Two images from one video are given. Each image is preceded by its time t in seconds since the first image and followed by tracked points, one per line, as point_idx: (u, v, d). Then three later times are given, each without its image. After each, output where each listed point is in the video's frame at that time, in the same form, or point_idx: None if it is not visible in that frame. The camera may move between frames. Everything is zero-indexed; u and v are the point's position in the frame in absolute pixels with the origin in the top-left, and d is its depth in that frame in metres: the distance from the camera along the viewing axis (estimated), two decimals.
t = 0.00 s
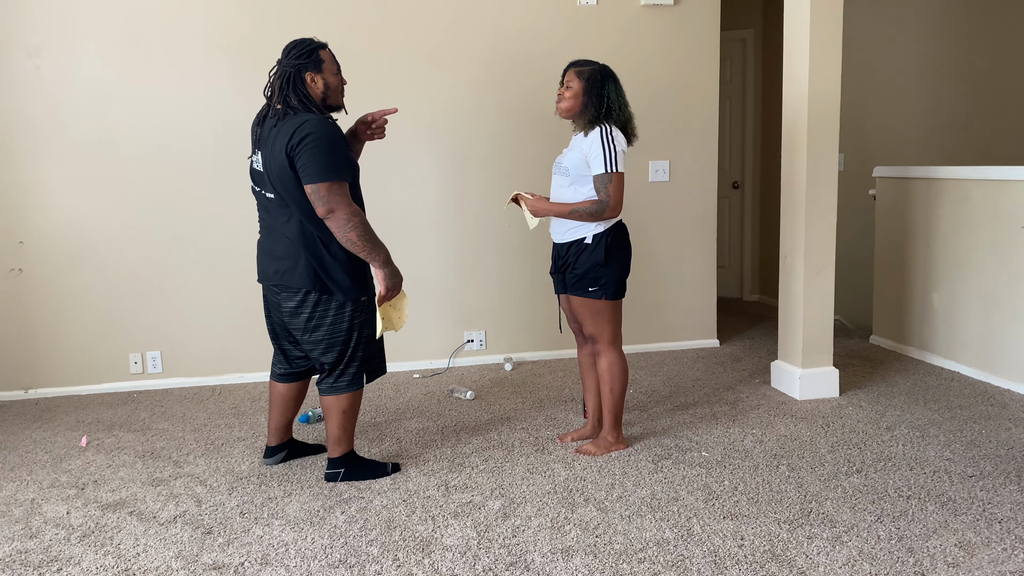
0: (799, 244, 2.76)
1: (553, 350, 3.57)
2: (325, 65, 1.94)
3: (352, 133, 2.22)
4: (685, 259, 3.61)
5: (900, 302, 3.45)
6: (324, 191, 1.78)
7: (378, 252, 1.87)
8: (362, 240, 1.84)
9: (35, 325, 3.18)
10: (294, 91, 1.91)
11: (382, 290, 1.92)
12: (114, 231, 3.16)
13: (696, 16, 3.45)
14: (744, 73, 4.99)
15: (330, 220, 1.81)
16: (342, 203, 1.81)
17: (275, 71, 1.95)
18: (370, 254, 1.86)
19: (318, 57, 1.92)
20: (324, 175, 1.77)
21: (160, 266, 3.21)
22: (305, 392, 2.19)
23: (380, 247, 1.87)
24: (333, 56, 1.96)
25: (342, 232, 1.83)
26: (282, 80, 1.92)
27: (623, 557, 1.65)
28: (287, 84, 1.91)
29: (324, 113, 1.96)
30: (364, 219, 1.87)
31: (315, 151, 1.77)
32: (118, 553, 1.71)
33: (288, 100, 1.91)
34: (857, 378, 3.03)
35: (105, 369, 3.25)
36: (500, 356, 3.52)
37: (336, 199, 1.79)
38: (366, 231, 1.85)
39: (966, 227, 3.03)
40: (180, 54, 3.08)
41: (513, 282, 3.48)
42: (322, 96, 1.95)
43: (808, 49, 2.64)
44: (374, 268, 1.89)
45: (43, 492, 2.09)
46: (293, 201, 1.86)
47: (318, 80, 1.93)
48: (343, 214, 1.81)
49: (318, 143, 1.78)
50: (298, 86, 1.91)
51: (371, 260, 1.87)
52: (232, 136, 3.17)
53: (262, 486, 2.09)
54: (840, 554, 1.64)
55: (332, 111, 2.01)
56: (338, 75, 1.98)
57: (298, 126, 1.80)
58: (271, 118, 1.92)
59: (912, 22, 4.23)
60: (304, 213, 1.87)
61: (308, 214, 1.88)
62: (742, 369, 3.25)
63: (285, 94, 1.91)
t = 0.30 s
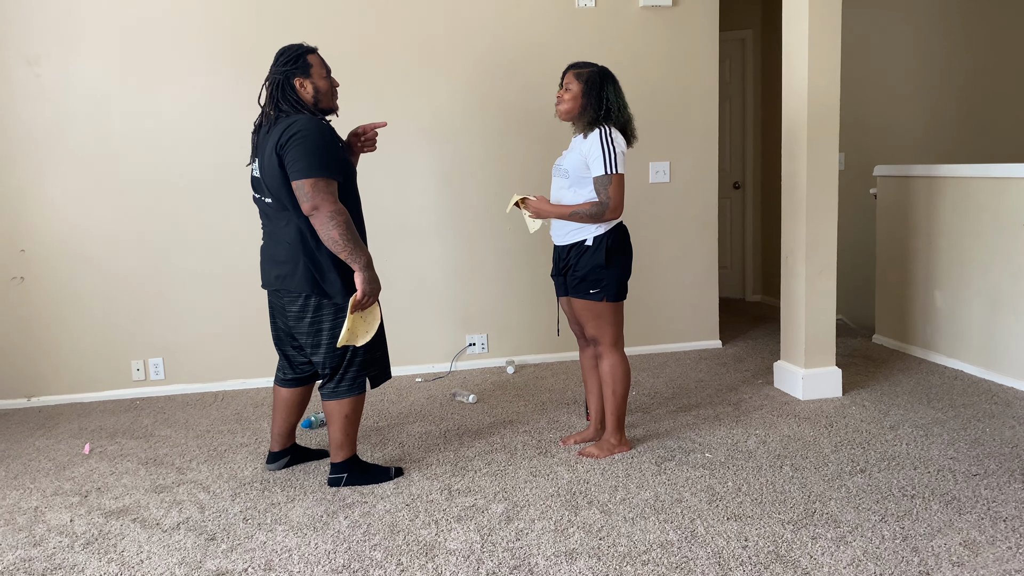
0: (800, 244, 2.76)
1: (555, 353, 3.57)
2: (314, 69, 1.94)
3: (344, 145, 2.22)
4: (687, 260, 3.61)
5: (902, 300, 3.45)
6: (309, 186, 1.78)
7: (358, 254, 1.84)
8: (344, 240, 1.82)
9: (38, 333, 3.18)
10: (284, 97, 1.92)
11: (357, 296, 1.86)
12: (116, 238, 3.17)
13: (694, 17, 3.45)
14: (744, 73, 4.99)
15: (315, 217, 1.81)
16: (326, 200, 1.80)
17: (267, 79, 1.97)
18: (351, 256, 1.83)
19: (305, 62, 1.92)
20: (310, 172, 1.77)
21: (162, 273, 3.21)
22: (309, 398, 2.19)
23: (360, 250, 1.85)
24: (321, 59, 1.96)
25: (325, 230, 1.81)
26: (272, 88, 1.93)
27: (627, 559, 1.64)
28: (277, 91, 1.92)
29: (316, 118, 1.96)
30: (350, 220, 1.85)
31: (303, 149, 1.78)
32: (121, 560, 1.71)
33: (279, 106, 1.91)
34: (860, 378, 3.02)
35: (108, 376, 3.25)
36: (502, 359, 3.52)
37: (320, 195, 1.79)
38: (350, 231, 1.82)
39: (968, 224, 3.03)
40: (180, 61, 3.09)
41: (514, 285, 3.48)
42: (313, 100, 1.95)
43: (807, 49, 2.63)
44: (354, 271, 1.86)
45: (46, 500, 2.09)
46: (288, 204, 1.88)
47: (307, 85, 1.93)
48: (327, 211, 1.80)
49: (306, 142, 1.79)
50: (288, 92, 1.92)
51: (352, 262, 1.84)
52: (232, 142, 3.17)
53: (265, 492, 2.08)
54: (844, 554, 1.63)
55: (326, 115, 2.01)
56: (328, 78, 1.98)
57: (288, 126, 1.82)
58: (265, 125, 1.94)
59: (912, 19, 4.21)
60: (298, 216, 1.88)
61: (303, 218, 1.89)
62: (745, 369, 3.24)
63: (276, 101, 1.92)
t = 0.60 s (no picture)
0: (802, 243, 2.76)
1: (559, 354, 3.57)
2: (311, 73, 1.94)
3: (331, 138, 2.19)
4: (689, 260, 3.60)
5: (906, 298, 3.44)
6: (309, 187, 1.77)
7: (369, 248, 1.84)
8: (351, 236, 1.82)
9: (41, 341, 3.19)
10: (282, 101, 1.92)
11: (374, 288, 1.87)
12: (118, 246, 3.17)
13: (694, 17, 3.45)
14: (744, 71, 4.98)
15: (318, 217, 1.81)
16: (329, 199, 1.80)
17: (265, 84, 1.97)
18: (361, 250, 1.83)
19: (301, 66, 1.92)
20: (309, 172, 1.77)
21: (164, 280, 3.22)
22: (312, 403, 2.19)
23: (370, 244, 1.84)
24: (318, 64, 1.96)
25: (330, 228, 1.81)
26: (270, 92, 1.93)
27: (632, 561, 1.64)
28: (275, 96, 1.92)
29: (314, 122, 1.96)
30: (355, 216, 1.85)
31: (300, 149, 1.78)
32: (126, 568, 1.71)
33: (277, 111, 1.92)
34: (865, 376, 3.01)
35: (112, 384, 3.25)
36: (506, 361, 3.51)
37: (321, 195, 1.78)
38: (356, 227, 1.82)
39: (971, 220, 3.02)
40: (180, 68, 3.09)
41: (517, 287, 3.48)
42: (310, 104, 1.95)
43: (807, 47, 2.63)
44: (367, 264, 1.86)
45: (51, 509, 2.09)
46: (286, 207, 1.88)
47: (304, 89, 1.93)
48: (330, 211, 1.80)
49: (303, 143, 1.79)
50: (285, 96, 1.92)
51: (363, 256, 1.84)
52: (234, 148, 3.18)
53: (270, 498, 2.08)
54: (851, 553, 1.62)
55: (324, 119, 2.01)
56: (325, 82, 1.98)
57: (285, 128, 1.83)
58: (263, 130, 1.94)
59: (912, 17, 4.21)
60: (296, 219, 1.88)
61: (301, 223, 1.89)
62: (749, 369, 3.23)
63: (274, 106, 1.93)
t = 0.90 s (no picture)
0: (805, 242, 2.75)
1: (563, 358, 3.57)
2: (323, 81, 1.95)
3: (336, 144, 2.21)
4: (692, 261, 3.60)
5: (911, 296, 3.43)
6: (313, 195, 1.78)
7: (369, 259, 1.84)
8: (353, 246, 1.82)
9: (47, 352, 3.20)
10: (291, 107, 1.93)
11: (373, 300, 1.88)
12: (122, 256, 3.18)
13: (693, 18, 3.45)
14: (745, 71, 4.98)
15: (321, 226, 1.81)
16: (332, 209, 1.80)
17: (276, 89, 1.98)
18: (362, 261, 1.83)
19: (314, 74, 1.93)
20: (314, 181, 1.77)
21: (168, 289, 3.23)
22: (314, 410, 2.19)
23: (371, 255, 1.85)
24: (330, 72, 1.97)
25: (333, 238, 1.81)
26: (281, 98, 1.94)
27: (638, 565, 1.63)
28: (285, 102, 1.93)
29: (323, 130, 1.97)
30: (357, 227, 1.86)
31: (306, 157, 1.79)
32: None
33: (286, 116, 1.92)
34: (870, 375, 3.00)
35: (118, 393, 3.26)
36: (510, 365, 3.51)
37: (326, 204, 1.79)
38: (358, 237, 1.83)
39: (975, 217, 3.01)
40: (183, 77, 3.11)
41: (520, 291, 3.48)
42: (320, 112, 1.96)
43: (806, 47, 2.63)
44: (367, 275, 1.87)
45: (58, 519, 2.10)
46: (287, 213, 1.88)
47: (315, 96, 1.94)
48: (334, 220, 1.80)
49: (309, 151, 1.80)
50: (295, 102, 1.93)
51: (363, 267, 1.84)
52: (236, 156, 3.18)
53: (275, 506, 2.09)
54: (857, 554, 1.62)
55: (332, 127, 2.02)
56: (336, 90, 1.99)
57: (292, 135, 1.83)
58: (270, 134, 1.95)
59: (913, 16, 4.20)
60: (296, 226, 1.88)
61: (299, 229, 1.89)
62: (754, 369, 3.23)
63: (283, 111, 1.93)
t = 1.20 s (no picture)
0: (813, 243, 2.74)
1: (571, 361, 3.56)
2: (337, 88, 1.95)
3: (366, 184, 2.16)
4: (700, 263, 3.59)
5: (920, 295, 3.41)
6: (316, 202, 1.79)
7: (368, 269, 1.84)
8: (352, 255, 1.82)
9: (58, 360, 3.22)
10: (306, 114, 1.94)
11: (369, 311, 1.88)
12: (131, 264, 3.20)
13: (698, 20, 3.45)
14: (751, 72, 4.97)
15: (323, 233, 1.81)
16: (334, 216, 1.80)
17: (293, 96, 1.99)
18: (359, 271, 1.83)
19: (329, 81, 1.93)
20: (318, 188, 1.78)
21: (177, 296, 3.24)
22: (320, 417, 2.20)
23: (368, 267, 1.84)
24: (346, 79, 1.97)
25: (333, 246, 1.82)
26: (297, 105, 1.95)
27: (647, 568, 1.63)
28: (301, 109, 1.94)
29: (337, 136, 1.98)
30: (358, 236, 1.86)
31: (312, 164, 1.80)
32: None
33: (300, 123, 1.94)
34: (880, 375, 2.99)
35: (128, 401, 3.28)
36: (519, 369, 3.51)
37: (328, 212, 1.79)
38: (358, 247, 1.83)
39: (983, 216, 3.00)
40: (189, 86, 3.12)
41: (528, 294, 3.48)
42: (336, 119, 1.97)
43: (811, 48, 2.63)
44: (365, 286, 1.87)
45: (70, 526, 2.11)
46: (293, 217, 1.89)
47: (331, 103, 1.94)
48: (335, 228, 1.80)
49: (316, 158, 1.81)
50: (310, 110, 1.94)
51: (361, 277, 1.84)
52: (243, 164, 3.20)
53: (285, 512, 2.09)
54: (867, 557, 1.61)
55: (348, 133, 2.03)
56: (352, 97, 1.99)
57: (302, 141, 1.84)
58: (283, 139, 1.96)
59: (918, 15, 4.18)
60: (299, 231, 1.90)
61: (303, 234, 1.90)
62: (763, 371, 3.22)
63: (299, 117, 1.94)
